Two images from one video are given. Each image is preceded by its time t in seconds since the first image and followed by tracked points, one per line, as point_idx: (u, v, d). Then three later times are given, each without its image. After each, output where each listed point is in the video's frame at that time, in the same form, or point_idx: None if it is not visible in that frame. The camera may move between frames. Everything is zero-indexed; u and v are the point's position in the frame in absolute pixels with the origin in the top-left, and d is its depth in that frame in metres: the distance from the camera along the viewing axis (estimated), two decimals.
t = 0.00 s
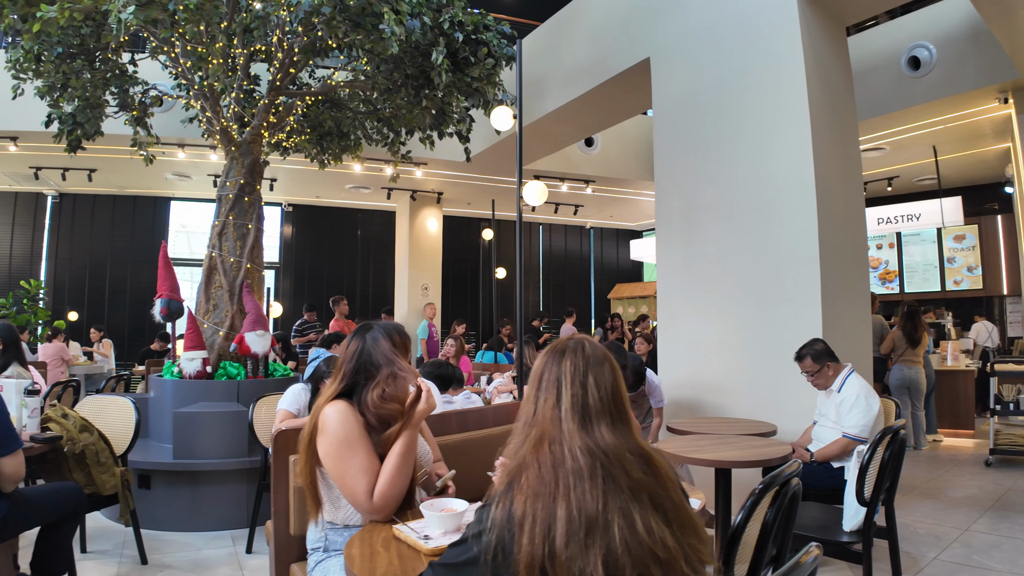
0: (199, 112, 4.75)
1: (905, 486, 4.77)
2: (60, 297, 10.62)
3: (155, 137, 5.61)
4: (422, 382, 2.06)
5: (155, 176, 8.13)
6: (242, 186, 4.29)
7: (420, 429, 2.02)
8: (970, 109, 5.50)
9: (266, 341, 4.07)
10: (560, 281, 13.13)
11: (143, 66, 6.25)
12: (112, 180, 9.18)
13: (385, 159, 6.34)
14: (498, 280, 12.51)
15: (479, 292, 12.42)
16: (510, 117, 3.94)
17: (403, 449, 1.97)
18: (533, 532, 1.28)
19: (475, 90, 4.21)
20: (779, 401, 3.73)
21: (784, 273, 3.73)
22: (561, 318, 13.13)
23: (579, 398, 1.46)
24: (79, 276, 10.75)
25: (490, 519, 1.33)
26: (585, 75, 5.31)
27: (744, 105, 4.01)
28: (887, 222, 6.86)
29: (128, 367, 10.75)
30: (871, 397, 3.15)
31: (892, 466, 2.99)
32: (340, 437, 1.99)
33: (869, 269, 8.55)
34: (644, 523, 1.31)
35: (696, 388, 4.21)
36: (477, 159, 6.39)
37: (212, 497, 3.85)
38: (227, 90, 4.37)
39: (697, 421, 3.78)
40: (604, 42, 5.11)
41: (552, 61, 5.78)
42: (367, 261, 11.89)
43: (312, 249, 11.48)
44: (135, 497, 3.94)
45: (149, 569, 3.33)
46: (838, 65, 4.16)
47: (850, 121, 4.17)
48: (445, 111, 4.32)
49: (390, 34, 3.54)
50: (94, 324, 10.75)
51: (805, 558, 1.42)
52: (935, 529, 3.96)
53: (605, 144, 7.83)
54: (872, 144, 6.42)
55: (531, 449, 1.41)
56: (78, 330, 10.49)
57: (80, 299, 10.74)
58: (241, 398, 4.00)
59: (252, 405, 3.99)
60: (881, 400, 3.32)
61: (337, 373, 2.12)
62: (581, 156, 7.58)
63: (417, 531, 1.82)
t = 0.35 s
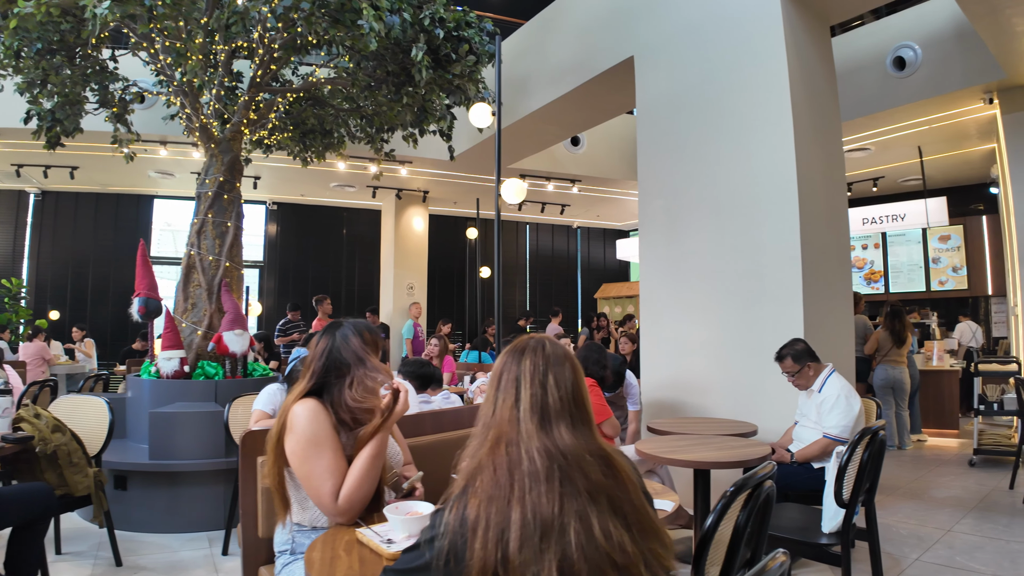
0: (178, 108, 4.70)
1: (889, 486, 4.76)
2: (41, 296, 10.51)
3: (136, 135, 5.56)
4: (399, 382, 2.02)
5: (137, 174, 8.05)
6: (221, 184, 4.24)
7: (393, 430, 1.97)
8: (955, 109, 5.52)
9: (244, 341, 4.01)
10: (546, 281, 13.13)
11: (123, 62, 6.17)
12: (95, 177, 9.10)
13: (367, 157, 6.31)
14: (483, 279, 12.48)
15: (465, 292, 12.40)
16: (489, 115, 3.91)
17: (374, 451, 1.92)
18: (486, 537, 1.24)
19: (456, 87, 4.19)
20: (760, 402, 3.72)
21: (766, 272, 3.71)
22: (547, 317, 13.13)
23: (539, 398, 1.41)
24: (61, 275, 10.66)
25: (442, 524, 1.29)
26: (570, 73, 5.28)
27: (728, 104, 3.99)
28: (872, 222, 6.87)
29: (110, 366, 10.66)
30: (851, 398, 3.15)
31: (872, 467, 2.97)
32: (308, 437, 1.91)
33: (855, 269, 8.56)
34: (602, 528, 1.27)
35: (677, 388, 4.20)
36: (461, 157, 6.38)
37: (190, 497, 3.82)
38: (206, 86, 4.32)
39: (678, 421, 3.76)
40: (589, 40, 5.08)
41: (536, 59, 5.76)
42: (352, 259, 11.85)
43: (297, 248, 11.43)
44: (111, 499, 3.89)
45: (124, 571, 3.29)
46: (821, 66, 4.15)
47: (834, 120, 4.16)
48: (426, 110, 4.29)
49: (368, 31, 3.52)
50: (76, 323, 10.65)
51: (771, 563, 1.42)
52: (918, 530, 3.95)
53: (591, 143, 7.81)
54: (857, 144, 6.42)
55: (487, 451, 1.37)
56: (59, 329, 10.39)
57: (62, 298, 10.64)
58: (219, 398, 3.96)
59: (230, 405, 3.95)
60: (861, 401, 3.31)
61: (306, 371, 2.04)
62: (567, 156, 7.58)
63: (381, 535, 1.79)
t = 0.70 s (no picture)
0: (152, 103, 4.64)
1: (869, 485, 4.75)
2: (16, 294, 10.35)
3: (112, 130, 5.48)
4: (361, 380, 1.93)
5: (114, 170, 7.94)
6: (196, 180, 4.17)
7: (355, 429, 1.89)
8: (937, 109, 5.55)
9: (218, 339, 3.99)
10: (530, 280, 13.10)
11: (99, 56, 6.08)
12: (73, 174, 8.97)
13: (347, 154, 6.29)
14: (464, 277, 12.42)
15: (448, 291, 12.35)
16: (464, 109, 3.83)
17: (335, 451, 1.85)
18: (432, 542, 1.14)
19: (433, 82, 4.16)
20: (740, 401, 3.70)
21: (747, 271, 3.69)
22: (529, 316, 13.11)
23: (495, 395, 1.33)
24: (37, 273, 10.52)
25: (387, 530, 1.20)
26: (552, 69, 5.24)
27: (711, 101, 3.96)
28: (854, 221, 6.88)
29: (87, 366, 10.52)
30: (829, 396, 3.12)
31: (850, 468, 2.90)
32: (269, 436, 1.84)
33: (837, 269, 8.54)
34: (556, 531, 1.16)
35: (658, 387, 4.17)
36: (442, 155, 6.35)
37: (162, 498, 3.74)
38: (181, 79, 4.26)
39: (657, 421, 3.73)
40: (570, 37, 5.05)
41: (517, 56, 5.72)
42: (333, 257, 11.79)
43: (278, 246, 11.35)
44: (82, 499, 3.82)
45: (91, 573, 3.21)
46: (802, 64, 4.14)
47: (814, 121, 4.16)
48: (404, 105, 4.26)
49: (343, 24, 3.49)
50: (53, 322, 10.52)
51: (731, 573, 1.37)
52: (897, 529, 3.91)
53: (574, 142, 7.80)
54: (839, 144, 6.43)
55: (438, 452, 1.28)
56: (36, 328, 10.25)
57: (38, 296, 10.49)
58: (192, 398, 3.89)
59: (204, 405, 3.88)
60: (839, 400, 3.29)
61: (269, 368, 1.97)
62: (549, 154, 7.58)
63: (338, 538, 1.74)
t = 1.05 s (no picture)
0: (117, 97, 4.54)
1: (846, 486, 4.73)
2: None
3: (79, 124, 5.37)
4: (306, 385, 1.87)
5: (85, 166, 7.80)
6: (162, 175, 4.09)
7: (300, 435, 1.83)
8: (916, 109, 5.57)
9: (184, 339, 3.87)
10: (509, 279, 13.07)
11: (65, 49, 5.96)
12: (44, 169, 8.81)
13: (321, 149, 6.27)
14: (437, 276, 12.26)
15: (426, 290, 12.27)
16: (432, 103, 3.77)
17: (279, 456, 1.78)
18: (358, 561, 1.04)
19: (405, 76, 4.21)
20: (712, 401, 3.67)
21: (722, 268, 3.66)
22: (507, 315, 13.07)
23: (440, 398, 1.20)
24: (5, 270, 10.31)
25: (311, 544, 1.09)
26: (528, 66, 5.19)
27: (690, 98, 3.91)
28: (832, 221, 6.89)
29: (57, 366, 10.31)
30: (803, 396, 3.05)
31: (824, 469, 2.84)
32: (211, 438, 1.78)
33: (815, 269, 8.61)
34: (496, 548, 1.07)
35: (631, 386, 4.13)
36: (416, 151, 6.32)
37: (125, 502, 3.65)
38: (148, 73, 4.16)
39: (630, 421, 3.69)
40: (546, 34, 5.01)
41: (492, 53, 5.67)
42: (309, 256, 11.68)
43: (254, 244, 11.23)
44: (42, 503, 3.72)
45: None
46: (779, 62, 4.12)
47: (791, 120, 4.14)
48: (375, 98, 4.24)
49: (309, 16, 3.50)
50: (23, 320, 10.32)
51: None
52: (874, 531, 3.87)
53: (552, 140, 7.77)
54: (816, 144, 6.43)
55: (373, 460, 1.15)
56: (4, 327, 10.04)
57: (7, 295, 10.28)
58: (157, 398, 3.79)
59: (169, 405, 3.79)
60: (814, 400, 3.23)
61: (215, 367, 1.90)
62: (527, 152, 7.56)
63: (280, 548, 1.63)
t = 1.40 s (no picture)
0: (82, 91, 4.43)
1: (824, 489, 4.71)
2: None
3: (45, 119, 5.24)
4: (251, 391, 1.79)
5: (55, 162, 7.64)
6: (127, 171, 4.02)
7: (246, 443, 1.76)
8: (896, 110, 5.58)
9: (148, 339, 3.74)
10: (487, 279, 13.02)
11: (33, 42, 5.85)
12: (14, 165, 8.63)
13: (294, 146, 6.25)
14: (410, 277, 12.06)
15: (401, 290, 12.11)
16: (399, 96, 3.76)
17: (223, 467, 1.70)
18: None
19: (375, 70, 4.46)
20: (685, 402, 3.64)
21: (697, 269, 3.62)
22: (485, 315, 13.01)
23: (376, 411, 1.10)
24: None
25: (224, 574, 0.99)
26: (505, 63, 5.12)
27: (668, 96, 3.86)
28: (811, 222, 6.90)
29: (26, 366, 10.09)
30: (778, 400, 3.00)
31: (799, 474, 2.75)
32: (151, 447, 1.69)
33: (794, 269, 8.52)
34: None
35: (606, 388, 4.09)
36: (391, 149, 6.28)
37: (88, 508, 3.55)
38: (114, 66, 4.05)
39: (604, 425, 3.64)
40: (522, 31, 4.97)
41: (469, 50, 5.62)
42: (284, 255, 11.57)
43: (228, 243, 11.12)
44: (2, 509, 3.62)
45: None
46: (757, 61, 4.09)
47: (768, 120, 4.10)
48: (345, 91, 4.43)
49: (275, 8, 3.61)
50: None
51: None
52: (852, 535, 3.83)
53: (531, 139, 7.74)
54: (796, 145, 6.43)
55: (298, 479, 1.05)
56: None
57: None
58: (120, 401, 3.70)
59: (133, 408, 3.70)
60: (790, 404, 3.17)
61: (158, 372, 1.83)
62: (506, 151, 7.52)
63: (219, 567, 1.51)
